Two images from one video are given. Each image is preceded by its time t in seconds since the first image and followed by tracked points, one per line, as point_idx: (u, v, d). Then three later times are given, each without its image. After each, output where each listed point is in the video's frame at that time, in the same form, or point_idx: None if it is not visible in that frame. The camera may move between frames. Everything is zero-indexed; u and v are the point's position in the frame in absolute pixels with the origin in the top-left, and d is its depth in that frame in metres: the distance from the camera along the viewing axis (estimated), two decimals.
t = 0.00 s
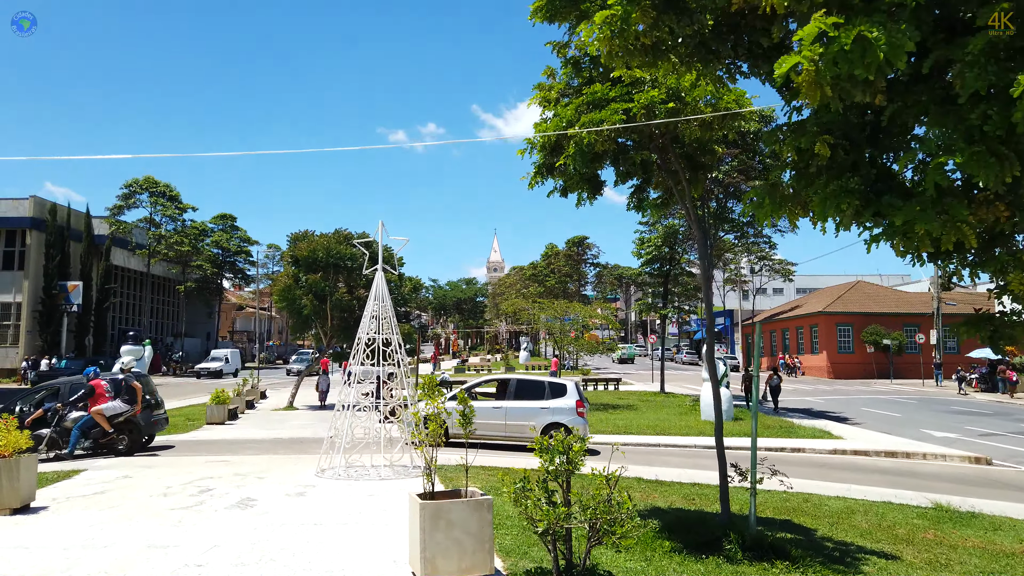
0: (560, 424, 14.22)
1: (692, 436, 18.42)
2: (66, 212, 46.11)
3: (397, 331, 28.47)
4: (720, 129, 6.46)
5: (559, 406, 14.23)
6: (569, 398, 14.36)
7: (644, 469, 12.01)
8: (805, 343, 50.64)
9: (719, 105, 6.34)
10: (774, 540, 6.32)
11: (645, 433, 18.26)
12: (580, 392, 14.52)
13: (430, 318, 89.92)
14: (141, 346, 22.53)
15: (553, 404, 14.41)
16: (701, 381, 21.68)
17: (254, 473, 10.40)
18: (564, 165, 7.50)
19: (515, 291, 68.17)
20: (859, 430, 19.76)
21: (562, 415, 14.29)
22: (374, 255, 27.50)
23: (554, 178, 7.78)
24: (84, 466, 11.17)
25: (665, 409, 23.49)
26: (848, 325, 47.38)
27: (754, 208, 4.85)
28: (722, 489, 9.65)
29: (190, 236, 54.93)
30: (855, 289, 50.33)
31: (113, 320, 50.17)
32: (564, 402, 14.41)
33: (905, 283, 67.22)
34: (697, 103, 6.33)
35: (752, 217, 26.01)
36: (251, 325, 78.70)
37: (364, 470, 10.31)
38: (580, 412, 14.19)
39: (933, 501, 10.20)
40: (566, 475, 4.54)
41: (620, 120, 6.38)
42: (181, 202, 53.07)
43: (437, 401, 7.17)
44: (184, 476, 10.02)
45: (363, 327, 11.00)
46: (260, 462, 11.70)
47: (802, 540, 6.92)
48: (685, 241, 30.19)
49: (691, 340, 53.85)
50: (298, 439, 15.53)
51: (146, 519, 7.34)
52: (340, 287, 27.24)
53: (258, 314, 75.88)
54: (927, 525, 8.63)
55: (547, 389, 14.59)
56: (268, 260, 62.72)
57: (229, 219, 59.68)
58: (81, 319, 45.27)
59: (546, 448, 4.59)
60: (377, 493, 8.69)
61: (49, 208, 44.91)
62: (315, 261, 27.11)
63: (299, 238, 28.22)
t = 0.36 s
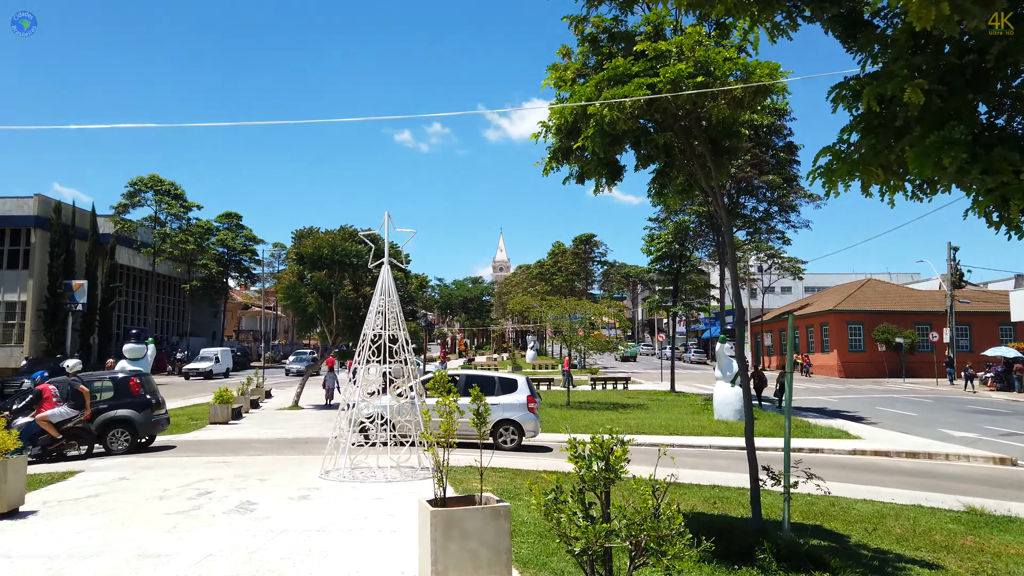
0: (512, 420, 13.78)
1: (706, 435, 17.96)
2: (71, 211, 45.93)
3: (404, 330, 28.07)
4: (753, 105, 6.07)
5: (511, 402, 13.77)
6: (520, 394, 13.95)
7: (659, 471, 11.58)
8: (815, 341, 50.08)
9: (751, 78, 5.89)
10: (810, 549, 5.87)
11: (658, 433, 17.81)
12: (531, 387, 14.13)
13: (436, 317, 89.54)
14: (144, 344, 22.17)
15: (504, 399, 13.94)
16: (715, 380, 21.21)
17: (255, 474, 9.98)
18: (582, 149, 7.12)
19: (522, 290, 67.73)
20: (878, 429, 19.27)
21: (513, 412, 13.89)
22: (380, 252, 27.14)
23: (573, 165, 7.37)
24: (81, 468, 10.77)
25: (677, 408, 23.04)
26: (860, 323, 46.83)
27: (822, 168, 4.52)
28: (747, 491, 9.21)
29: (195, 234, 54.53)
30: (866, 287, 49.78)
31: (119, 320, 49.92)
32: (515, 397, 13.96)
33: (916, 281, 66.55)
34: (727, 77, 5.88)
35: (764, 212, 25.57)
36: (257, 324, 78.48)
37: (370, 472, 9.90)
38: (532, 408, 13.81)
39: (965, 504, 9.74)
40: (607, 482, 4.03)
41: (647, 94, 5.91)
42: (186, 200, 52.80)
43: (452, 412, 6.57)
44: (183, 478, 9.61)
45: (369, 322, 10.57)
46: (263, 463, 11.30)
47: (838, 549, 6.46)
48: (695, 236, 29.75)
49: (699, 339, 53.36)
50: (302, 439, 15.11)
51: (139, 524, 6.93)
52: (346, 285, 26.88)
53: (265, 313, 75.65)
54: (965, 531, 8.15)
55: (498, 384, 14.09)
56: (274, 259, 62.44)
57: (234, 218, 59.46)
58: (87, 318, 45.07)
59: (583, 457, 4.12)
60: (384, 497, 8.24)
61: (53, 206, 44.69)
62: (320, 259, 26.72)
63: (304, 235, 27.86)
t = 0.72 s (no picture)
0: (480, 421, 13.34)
1: (721, 436, 17.51)
2: (76, 210, 45.67)
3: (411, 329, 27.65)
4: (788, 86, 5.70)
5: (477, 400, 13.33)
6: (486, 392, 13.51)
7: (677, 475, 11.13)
8: (825, 340, 49.55)
9: (787, 56, 5.50)
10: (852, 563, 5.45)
11: (671, 435, 17.36)
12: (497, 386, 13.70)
13: (442, 317, 89.03)
14: (146, 344, 21.81)
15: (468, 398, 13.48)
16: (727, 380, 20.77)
17: (258, 479, 9.60)
18: (600, 136, 6.71)
19: (528, 289, 67.25)
20: (896, 431, 18.81)
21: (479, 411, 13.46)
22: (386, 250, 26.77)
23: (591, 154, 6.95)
24: (78, 471, 10.40)
25: (689, 409, 22.60)
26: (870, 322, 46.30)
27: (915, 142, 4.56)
28: (771, 498, 8.79)
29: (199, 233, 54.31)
30: (876, 285, 49.23)
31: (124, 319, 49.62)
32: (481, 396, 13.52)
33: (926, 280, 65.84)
34: (762, 55, 5.49)
35: (777, 209, 25.11)
36: (261, 324, 78.21)
37: (378, 476, 9.49)
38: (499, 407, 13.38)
39: (998, 509, 9.30)
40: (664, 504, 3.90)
41: (676, 72, 5.54)
42: (191, 198, 52.48)
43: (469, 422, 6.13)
44: (183, 483, 9.24)
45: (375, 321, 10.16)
46: (266, 467, 10.90)
47: (878, 562, 6.04)
48: (706, 234, 29.29)
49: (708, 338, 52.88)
50: (305, 441, 14.72)
51: (135, 534, 6.54)
52: (351, 283, 26.48)
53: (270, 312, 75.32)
54: (1005, 539, 7.72)
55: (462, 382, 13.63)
56: (279, 257, 62.07)
57: (239, 217, 59.15)
58: (91, 318, 44.85)
59: (641, 477, 4.03)
60: (392, 504, 7.83)
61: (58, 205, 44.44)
62: (325, 257, 26.33)
63: (309, 233, 27.49)
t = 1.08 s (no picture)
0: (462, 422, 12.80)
1: (735, 438, 17.06)
2: (78, 209, 45.33)
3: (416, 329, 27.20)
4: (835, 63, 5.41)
5: (458, 400, 12.83)
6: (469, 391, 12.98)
7: (697, 480, 10.72)
8: (833, 340, 49.07)
9: (837, 28, 5.23)
10: None
11: (683, 437, 16.94)
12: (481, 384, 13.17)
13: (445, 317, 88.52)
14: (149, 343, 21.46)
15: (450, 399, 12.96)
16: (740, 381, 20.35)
17: (261, 484, 9.19)
18: (627, 122, 6.38)
19: (532, 288, 66.77)
20: (914, 433, 18.37)
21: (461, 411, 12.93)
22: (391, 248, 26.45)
23: (616, 142, 6.59)
24: (75, 476, 10.01)
25: (700, 410, 22.19)
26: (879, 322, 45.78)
27: None
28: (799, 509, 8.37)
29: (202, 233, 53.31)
30: (884, 285, 48.75)
31: (125, 319, 49.25)
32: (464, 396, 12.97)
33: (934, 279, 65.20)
34: (811, 28, 5.24)
35: (789, 206, 24.67)
36: (264, 324, 77.85)
37: (387, 482, 9.08)
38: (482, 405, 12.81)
39: None
40: (779, 541, 3.84)
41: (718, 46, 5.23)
42: (193, 197, 52.11)
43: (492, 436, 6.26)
44: (184, 489, 8.84)
45: (385, 320, 9.75)
46: (270, 471, 10.50)
47: None
48: (715, 231, 28.83)
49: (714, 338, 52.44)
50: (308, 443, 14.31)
51: (131, 545, 6.15)
52: (355, 282, 26.06)
53: (273, 312, 74.95)
54: None
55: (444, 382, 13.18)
56: (282, 257, 61.63)
57: (242, 216, 58.81)
58: (93, 317, 44.55)
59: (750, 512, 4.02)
60: (404, 511, 7.43)
61: (59, 204, 44.12)
62: (329, 255, 25.93)
63: (313, 231, 27.08)
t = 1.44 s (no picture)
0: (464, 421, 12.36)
1: (750, 438, 16.60)
2: (81, 207, 45.02)
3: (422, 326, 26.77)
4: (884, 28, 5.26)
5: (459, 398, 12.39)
6: (471, 388, 12.52)
7: (717, 482, 10.30)
8: (841, 339, 48.55)
9: None
10: None
11: (697, 436, 16.49)
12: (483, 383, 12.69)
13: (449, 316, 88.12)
14: (151, 341, 21.07)
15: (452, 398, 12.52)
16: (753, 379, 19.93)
17: (263, 486, 8.78)
18: (653, 102, 5.99)
19: (537, 286, 66.31)
20: (933, 433, 17.89)
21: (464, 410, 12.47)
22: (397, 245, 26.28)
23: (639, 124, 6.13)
24: (70, 477, 9.60)
25: (712, 409, 21.76)
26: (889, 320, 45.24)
27: None
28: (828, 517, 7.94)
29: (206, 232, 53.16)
30: (894, 283, 48.19)
31: (129, 317, 48.95)
32: (465, 394, 12.51)
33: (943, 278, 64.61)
34: None
35: (802, 202, 24.20)
36: (268, 323, 77.54)
37: (394, 484, 8.65)
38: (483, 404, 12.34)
39: None
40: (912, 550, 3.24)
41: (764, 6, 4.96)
42: (198, 195, 51.79)
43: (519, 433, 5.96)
44: (183, 491, 8.43)
45: (392, 315, 9.28)
46: (272, 472, 10.09)
47: None
48: (726, 228, 28.38)
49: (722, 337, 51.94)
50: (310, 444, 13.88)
51: (123, 553, 5.73)
52: (360, 279, 25.66)
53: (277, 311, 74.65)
54: None
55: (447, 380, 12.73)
56: (286, 255, 61.29)
57: (246, 213, 58.51)
58: (97, 316, 44.29)
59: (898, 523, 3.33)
60: (413, 517, 6.99)
61: (63, 202, 43.86)
62: (334, 252, 25.54)
63: (317, 227, 26.67)
